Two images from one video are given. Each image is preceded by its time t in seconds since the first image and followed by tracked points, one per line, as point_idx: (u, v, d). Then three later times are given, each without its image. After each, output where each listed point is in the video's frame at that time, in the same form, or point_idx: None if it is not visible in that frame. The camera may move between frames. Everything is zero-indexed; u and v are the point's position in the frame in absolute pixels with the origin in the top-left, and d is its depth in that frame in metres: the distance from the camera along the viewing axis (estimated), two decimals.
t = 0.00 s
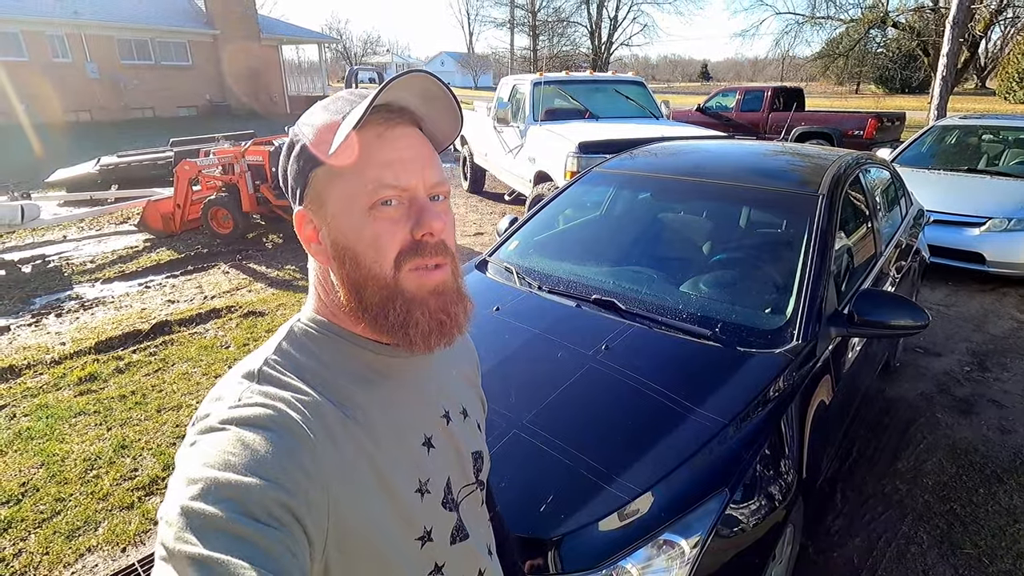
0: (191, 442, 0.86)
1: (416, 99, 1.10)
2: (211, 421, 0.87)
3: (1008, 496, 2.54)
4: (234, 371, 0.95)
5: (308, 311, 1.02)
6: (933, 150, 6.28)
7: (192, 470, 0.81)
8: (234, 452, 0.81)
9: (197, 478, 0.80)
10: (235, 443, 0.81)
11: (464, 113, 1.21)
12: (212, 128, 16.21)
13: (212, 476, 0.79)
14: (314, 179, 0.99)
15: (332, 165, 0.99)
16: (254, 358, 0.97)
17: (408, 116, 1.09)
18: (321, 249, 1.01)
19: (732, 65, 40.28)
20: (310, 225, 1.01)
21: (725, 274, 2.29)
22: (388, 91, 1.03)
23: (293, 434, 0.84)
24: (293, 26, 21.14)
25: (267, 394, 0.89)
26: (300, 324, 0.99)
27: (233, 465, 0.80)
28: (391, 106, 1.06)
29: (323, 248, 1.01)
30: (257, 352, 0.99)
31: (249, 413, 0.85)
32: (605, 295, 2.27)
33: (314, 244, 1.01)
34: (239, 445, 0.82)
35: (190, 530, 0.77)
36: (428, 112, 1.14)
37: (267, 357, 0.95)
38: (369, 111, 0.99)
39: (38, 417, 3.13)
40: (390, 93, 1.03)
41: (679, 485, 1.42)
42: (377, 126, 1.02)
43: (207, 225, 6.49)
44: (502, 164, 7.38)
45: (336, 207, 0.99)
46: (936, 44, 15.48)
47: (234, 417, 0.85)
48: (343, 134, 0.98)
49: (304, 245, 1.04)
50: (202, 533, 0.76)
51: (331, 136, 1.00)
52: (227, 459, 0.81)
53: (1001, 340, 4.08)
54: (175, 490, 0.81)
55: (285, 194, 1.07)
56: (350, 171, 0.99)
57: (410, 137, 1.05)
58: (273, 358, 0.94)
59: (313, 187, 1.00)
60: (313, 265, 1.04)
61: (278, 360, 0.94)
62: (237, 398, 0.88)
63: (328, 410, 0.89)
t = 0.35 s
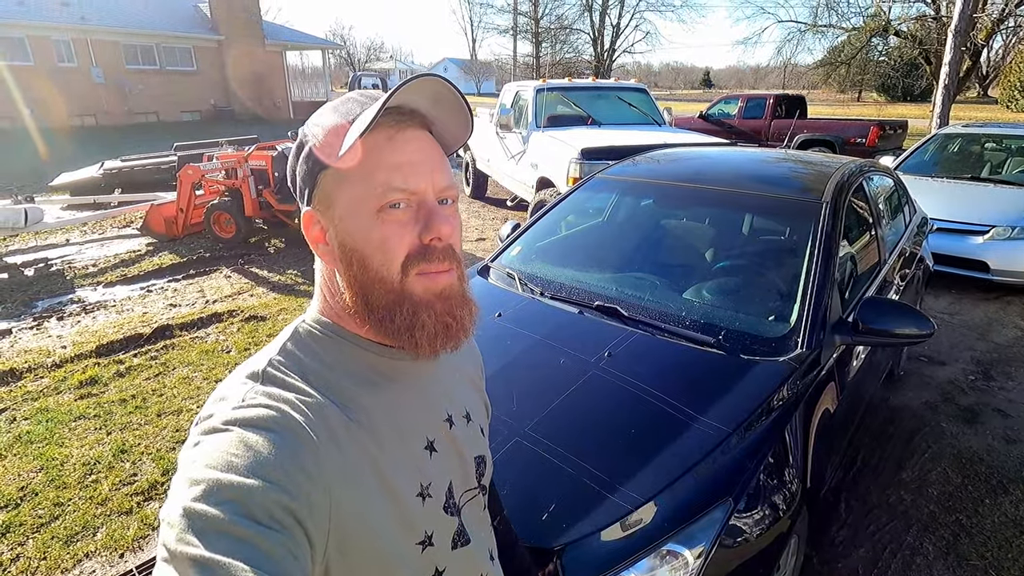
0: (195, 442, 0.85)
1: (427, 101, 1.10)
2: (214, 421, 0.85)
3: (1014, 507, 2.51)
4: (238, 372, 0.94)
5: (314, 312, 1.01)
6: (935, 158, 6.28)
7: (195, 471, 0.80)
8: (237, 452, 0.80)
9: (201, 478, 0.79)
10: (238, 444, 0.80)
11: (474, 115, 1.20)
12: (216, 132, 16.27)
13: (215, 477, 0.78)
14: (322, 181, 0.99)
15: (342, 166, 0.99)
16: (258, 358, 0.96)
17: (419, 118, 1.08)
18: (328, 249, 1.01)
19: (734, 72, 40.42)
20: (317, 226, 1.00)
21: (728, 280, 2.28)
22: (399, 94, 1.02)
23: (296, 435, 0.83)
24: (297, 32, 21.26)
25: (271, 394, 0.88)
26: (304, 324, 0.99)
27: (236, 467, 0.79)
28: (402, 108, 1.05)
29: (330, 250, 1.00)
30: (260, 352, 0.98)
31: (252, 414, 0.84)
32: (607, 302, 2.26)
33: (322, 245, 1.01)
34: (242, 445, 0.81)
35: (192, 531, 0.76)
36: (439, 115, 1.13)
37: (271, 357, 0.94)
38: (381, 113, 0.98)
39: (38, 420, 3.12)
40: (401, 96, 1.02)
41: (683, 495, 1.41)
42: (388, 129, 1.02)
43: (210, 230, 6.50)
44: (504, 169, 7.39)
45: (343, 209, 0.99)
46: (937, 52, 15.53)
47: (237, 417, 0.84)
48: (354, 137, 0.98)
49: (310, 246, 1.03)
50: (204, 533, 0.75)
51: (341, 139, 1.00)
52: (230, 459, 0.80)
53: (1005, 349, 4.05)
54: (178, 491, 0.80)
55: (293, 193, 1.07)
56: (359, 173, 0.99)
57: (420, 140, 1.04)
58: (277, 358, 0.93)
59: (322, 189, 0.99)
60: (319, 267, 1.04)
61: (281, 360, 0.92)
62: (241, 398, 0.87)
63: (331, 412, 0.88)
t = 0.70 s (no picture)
0: (205, 439, 0.83)
1: (432, 104, 1.07)
2: (225, 418, 0.83)
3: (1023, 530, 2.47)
4: (249, 369, 0.92)
5: (323, 313, 0.99)
6: (933, 174, 6.30)
7: (205, 467, 0.78)
8: (247, 448, 0.78)
9: (212, 474, 0.77)
10: (248, 440, 0.79)
11: (479, 119, 1.18)
12: (215, 144, 16.30)
13: (226, 473, 0.76)
14: (332, 182, 0.97)
15: (350, 168, 0.96)
16: (267, 357, 0.94)
17: (424, 121, 1.06)
18: (336, 250, 0.98)
19: (731, 88, 40.80)
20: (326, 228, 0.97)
21: (732, 297, 2.25)
22: (404, 97, 1.00)
23: (306, 432, 0.81)
24: (297, 45, 21.40)
25: (281, 392, 0.86)
26: (314, 325, 0.97)
27: (247, 463, 0.77)
28: (408, 111, 1.03)
29: (339, 251, 0.98)
30: (269, 352, 0.96)
31: (263, 411, 0.82)
32: (610, 318, 2.23)
33: (330, 247, 0.98)
34: (252, 441, 0.79)
35: (203, 527, 0.74)
36: (444, 117, 1.11)
37: (280, 356, 0.92)
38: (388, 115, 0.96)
39: (28, 435, 3.06)
40: (406, 98, 1.00)
41: (691, 520, 1.37)
42: (394, 131, 0.99)
43: (207, 241, 6.46)
44: (503, 183, 7.39)
45: (352, 209, 0.96)
46: (932, 70, 15.68)
47: (247, 414, 0.82)
48: (361, 138, 0.95)
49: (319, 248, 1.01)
50: (215, 529, 0.74)
51: (349, 141, 0.97)
52: (241, 455, 0.78)
53: (1008, 366, 4.03)
54: (190, 487, 0.79)
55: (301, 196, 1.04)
56: (366, 174, 0.96)
57: (427, 143, 1.02)
58: (287, 357, 0.91)
59: (329, 190, 0.96)
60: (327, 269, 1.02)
61: (291, 360, 0.90)
62: (251, 396, 0.85)
63: (340, 410, 0.86)
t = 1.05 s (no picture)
0: (193, 441, 0.79)
1: (438, 109, 1.03)
2: (213, 419, 0.80)
3: None
4: (239, 371, 0.89)
5: (317, 314, 0.95)
6: (946, 177, 6.20)
7: (193, 469, 0.75)
8: (235, 450, 0.75)
9: (199, 476, 0.73)
10: (237, 442, 0.75)
11: (486, 126, 1.13)
12: (223, 150, 16.40)
13: (215, 475, 0.73)
14: (330, 184, 0.93)
15: (350, 170, 0.93)
16: (258, 358, 0.90)
17: (430, 126, 1.01)
18: (332, 252, 0.94)
19: (738, 92, 40.66)
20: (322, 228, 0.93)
21: (745, 304, 2.19)
22: (410, 102, 0.96)
23: (296, 433, 0.78)
24: (305, 52, 21.54)
25: (271, 393, 0.82)
26: (307, 326, 0.93)
27: (237, 464, 0.73)
28: (413, 116, 0.98)
29: (335, 252, 0.94)
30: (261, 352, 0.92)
31: (253, 412, 0.79)
32: (620, 326, 2.18)
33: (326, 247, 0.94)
34: (241, 443, 0.75)
35: (191, 529, 0.70)
36: (450, 123, 1.07)
37: (272, 357, 0.88)
38: (392, 119, 0.91)
39: (32, 443, 3.04)
40: (411, 103, 0.96)
41: (706, 540, 1.31)
42: (396, 136, 0.95)
43: (214, 247, 6.46)
44: (510, 188, 7.36)
45: (351, 210, 0.92)
46: (942, 73, 15.53)
47: (237, 415, 0.79)
48: (363, 142, 0.91)
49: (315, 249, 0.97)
50: (201, 531, 0.70)
51: (351, 145, 0.94)
52: (229, 457, 0.74)
53: None
54: (177, 489, 0.75)
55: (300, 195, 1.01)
56: (366, 177, 0.93)
57: (430, 150, 0.98)
58: (278, 358, 0.87)
59: (329, 191, 0.93)
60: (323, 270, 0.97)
61: (283, 361, 0.87)
62: (240, 397, 0.81)
63: (331, 411, 0.82)
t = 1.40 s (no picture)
0: (194, 441, 0.77)
1: (438, 109, 1.01)
2: (214, 419, 0.78)
3: None
4: (240, 371, 0.87)
5: (317, 314, 0.93)
6: (950, 176, 6.16)
7: (194, 469, 0.73)
8: (236, 450, 0.73)
9: (199, 476, 0.71)
10: (238, 442, 0.73)
11: (486, 125, 1.12)
12: (225, 156, 16.44)
13: (215, 476, 0.71)
14: (332, 184, 0.91)
15: (351, 170, 0.91)
16: (259, 358, 0.88)
17: (430, 125, 0.99)
18: (333, 251, 0.92)
19: (737, 93, 40.68)
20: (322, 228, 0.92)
21: (752, 306, 2.17)
22: (410, 101, 0.94)
23: (297, 433, 0.76)
24: (306, 58, 21.60)
25: (271, 393, 0.80)
26: (307, 326, 0.91)
27: (237, 465, 0.71)
28: (413, 115, 0.96)
29: (336, 252, 0.92)
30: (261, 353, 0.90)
31: (253, 412, 0.76)
32: (625, 330, 2.16)
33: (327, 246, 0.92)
34: (241, 443, 0.73)
35: (190, 530, 0.69)
36: (450, 123, 1.05)
37: (273, 357, 0.86)
38: (393, 118, 0.90)
39: (34, 452, 3.02)
40: (411, 102, 0.94)
41: (717, 549, 1.29)
42: (397, 135, 0.93)
43: (216, 253, 6.45)
44: (511, 191, 7.35)
45: (352, 210, 0.90)
46: (943, 72, 15.47)
47: (237, 415, 0.77)
48: (364, 141, 0.89)
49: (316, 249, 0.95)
50: (201, 532, 0.68)
51: (351, 145, 0.92)
52: (230, 457, 0.72)
53: None
54: (178, 489, 0.73)
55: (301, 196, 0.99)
56: (367, 176, 0.91)
57: (431, 149, 0.96)
58: (280, 358, 0.85)
59: (331, 191, 0.91)
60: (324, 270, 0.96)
61: (284, 361, 0.85)
62: (241, 396, 0.79)
63: (332, 411, 0.80)
